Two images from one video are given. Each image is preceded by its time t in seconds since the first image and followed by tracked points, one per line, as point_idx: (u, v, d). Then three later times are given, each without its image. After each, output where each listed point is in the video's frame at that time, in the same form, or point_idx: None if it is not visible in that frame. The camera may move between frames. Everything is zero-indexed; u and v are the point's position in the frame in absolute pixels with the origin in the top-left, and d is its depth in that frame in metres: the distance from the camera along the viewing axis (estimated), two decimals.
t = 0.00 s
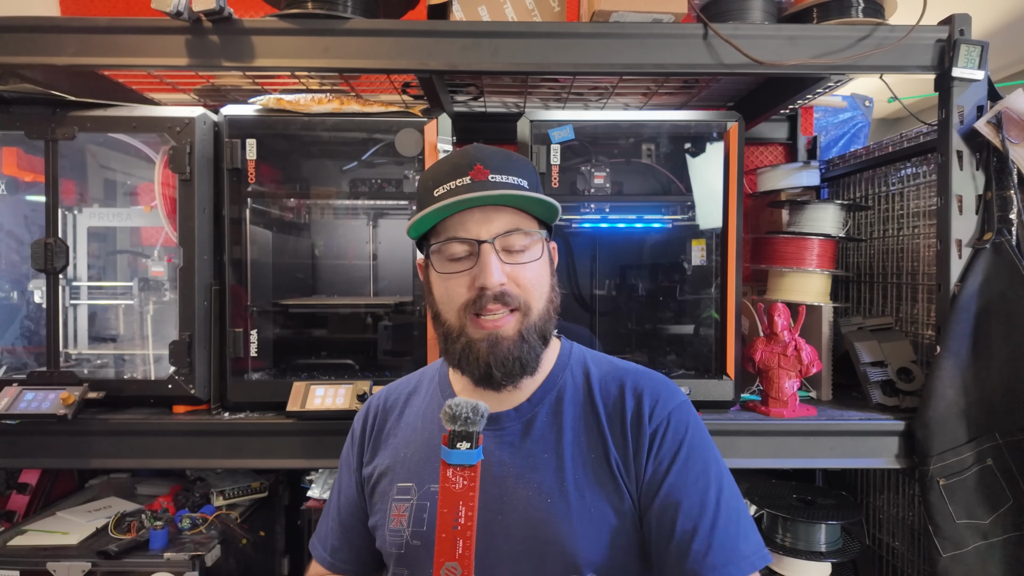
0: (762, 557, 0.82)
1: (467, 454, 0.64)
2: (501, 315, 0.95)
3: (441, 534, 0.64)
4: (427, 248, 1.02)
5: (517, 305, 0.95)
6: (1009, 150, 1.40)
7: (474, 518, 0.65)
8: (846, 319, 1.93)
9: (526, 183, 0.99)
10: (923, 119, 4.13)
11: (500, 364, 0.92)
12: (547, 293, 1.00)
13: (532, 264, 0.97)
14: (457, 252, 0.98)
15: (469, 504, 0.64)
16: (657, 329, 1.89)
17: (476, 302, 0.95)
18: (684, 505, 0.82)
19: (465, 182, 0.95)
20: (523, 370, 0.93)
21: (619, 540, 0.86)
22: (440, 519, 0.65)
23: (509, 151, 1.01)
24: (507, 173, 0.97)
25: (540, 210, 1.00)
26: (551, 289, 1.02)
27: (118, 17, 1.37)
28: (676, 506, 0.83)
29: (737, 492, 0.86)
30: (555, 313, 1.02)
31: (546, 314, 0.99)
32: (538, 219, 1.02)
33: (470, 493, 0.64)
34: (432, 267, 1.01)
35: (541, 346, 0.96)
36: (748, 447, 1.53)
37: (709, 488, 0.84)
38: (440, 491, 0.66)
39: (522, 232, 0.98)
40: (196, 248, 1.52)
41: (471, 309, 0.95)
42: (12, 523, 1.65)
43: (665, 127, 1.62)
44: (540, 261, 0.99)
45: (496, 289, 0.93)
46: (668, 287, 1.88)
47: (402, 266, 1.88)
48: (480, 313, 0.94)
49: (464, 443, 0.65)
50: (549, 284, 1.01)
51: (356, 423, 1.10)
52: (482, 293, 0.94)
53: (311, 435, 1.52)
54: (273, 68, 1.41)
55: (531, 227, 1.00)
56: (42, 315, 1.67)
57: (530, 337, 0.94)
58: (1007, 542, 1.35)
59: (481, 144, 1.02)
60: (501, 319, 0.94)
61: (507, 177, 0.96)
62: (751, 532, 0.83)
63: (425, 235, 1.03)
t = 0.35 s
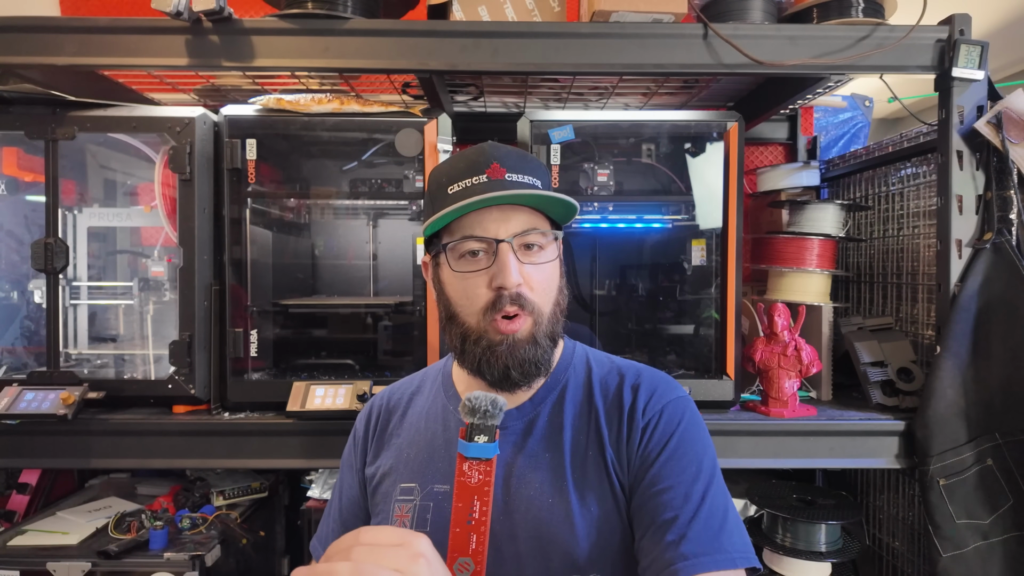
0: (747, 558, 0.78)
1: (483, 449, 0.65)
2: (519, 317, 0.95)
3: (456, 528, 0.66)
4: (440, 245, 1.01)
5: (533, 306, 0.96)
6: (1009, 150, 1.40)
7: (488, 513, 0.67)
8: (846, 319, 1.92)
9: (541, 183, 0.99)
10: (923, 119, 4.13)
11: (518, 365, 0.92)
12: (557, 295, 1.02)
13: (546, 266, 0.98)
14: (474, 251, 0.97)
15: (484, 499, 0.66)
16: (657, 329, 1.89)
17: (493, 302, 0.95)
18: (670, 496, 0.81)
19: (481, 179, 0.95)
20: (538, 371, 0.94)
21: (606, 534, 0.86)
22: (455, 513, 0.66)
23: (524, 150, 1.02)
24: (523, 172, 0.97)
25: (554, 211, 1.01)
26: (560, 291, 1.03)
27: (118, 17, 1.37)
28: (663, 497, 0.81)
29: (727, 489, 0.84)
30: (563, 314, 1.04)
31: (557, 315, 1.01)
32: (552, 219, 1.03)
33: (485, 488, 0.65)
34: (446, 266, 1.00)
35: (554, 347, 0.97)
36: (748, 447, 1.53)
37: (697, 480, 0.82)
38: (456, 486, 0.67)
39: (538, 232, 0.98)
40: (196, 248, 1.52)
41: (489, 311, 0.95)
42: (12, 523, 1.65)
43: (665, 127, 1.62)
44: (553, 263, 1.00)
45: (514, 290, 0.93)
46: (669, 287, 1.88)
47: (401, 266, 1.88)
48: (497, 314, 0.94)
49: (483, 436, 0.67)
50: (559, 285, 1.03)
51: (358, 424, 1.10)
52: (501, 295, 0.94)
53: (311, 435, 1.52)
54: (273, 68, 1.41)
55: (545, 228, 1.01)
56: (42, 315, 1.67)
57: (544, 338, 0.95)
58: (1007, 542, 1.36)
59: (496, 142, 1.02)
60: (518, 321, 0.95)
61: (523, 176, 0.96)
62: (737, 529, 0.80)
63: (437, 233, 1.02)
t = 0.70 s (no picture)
0: (692, 557, 0.76)
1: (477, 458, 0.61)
2: (516, 338, 0.94)
3: (454, 536, 0.61)
4: (427, 271, 1.00)
5: (528, 325, 0.95)
6: (1009, 150, 1.40)
7: (485, 520, 0.63)
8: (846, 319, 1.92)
9: (522, 195, 0.98)
10: (923, 119, 4.14)
11: (517, 386, 0.92)
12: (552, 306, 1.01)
13: (537, 281, 0.98)
14: (462, 275, 0.97)
15: (481, 506, 0.62)
16: (657, 329, 1.90)
17: (487, 325, 0.94)
18: (623, 490, 0.80)
19: (463, 200, 0.94)
20: (538, 388, 0.94)
21: (574, 528, 0.86)
22: (453, 520, 0.62)
23: (501, 161, 1.00)
24: (504, 186, 0.96)
25: (540, 222, 0.99)
26: (554, 301, 1.03)
27: (118, 17, 1.37)
28: (617, 491, 0.81)
29: (692, 486, 0.80)
30: (560, 321, 1.04)
31: (553, 326, 1.00)
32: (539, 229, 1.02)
33: (483, 495, 0.62)
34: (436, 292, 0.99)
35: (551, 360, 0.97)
36: (748, 447, 1.53)
37: (656, 475, 0.80)
38: (451, 493, 0.63)
39: (526, 248, 0.97)
40: (196, 248, 1.51)
41: (484, 334, 0.94)
42: (12, 523, 1.65)
43: (665, 127, 1.62)
44: (542, 277, 0.99)
45: (506, 311, 0.93)
46: (668, 287, 1.88)
47: (401, 266, 1.88)
48: (491, 337, 0.94)
49: (476, 444, 0.63)
50: (552, 296, 1.02)
51: (364, 430, 1.11)
52: (495, 317, 0.94)
53: (311, 435, 1.52)
54: (273, 68, 1.41)
55: (534, 241, 1.00)
56: (42, 315, 1.67)
57: (541, 354, 0.95)
58: (1006, 542, 1.36)
59: (472, 154, 1.00)
60: (516, 342, 0.94)
61: (504, 190, 0.96)
62: (689, 527, 0.77)
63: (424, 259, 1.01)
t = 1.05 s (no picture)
0: (698, 554, 0.76)
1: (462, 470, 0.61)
2: (517, 325, 0.94)
3: (443, 546, 0.64)
4: (432, 259, 1.00)
5: (530, 314, 0.95)
6: (1009, 150, 1.40)
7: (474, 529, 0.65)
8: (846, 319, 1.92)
9: (528, 187, 0.99)
10: (923, 119, 4.14)
11: (517, 373, 0.91)
12: (555, 298, 1.01)
13: (541, 271, 0.98)
14: (467, 262, 0.97)
15: (469, 517, 0.64)
16: (657, 329, 1.89)
17: (489, 312, 0.94)
18: (632, 487, 0.80)
19: (470, 189, 0.94)
20: (538, 377, 0.93)
21: (579, 526, 0.86)
22: (440, 531, 0.64)
23: (508, 155, 1.01)
24: (511, 178, 0.97)
25: (546, 215, 1.00)
26: (557, 294, 1.03)
27: (118, 17, 1.37)
28: (625, 487, 0.81)
29: (698, 485, 0.81)
30: (563, 317, 1.04)
31: (555, 318, 1.00)
32: (544, 223, 1.02)
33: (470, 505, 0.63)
34: (440, 280, 0.99)
35: (553, 352, 0.96)
36: (748, 447, 1.53)
37: (664, 473, 0.81)
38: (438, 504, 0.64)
39: (531, 238, 0.98)
40: (196, 248, 1.51)
41: (486, 321, 0.94)
42: (12, 523, 1.65)
43: (665, 127, 1.62)
44: (547, 268, 1.00)
45: (509, 299, 0.93)
46: (668, 287, 1.88)
47: (402, 266, 1.88)
48: (493, 324, 0.94)
49: (461, 456, 0.63)
50: (555, 288, 1.02)
51: (363, 430, 1.10)
52: (497, 304, 0.94)
53: (311, 435, 1.52)
54: (273, 68, 1.41)
55: (539, 233, 1.00)
56: (42, 316, 1.67)
57: (543, 345, 0.95)
58: (1006, 542, 1.36)
59: (480, 148, 1.01)
60: (517, 329, 0.94)
61: (511, 182, 0.96)
62: (696, 525, 0.78)
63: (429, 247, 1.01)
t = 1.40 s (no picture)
0: (705, 552, 0.77)
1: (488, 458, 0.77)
2: (522, 326, 0.94)
3: (466, 536, 0.79)
4: (440, 257, 1.00)
5: (534, 315, 0.95)
6: (1009, 150, 1.40)
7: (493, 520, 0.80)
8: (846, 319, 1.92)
9: (538, 190, 0.99)
10: (923, 119, 4.14)
11: (520, 374, 0.92)
12: (560, 300, 1.01)
13: (547, 273, 0.97)
14: (474, 262, 0.97)
15: (489, 506, 0.79)
16: (657, 329, 1.89)
17: (494, 312, 0.94)
18: (640, 486, 0.81)
19: (480, 190, 0.94)
20: (541, 378, 0.94)
21: (587, 525, 0.86)
22: (464, 522, 0.80)
23: (520, 157, 1.01)
24: (521, 180, 0.96)
25: (555, 218, 1.00)
26: (563, 296, 1.03)
27: (118, 17, 1.37)
28: (633, 487, 0.81)
29: (704, 485, 0.82)
30: (567, 318, 1.03)
31: (560, 320, 1.00)
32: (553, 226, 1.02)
33: (491, 495, 0.78)
34: (447, 278, 0.99)
35: (556, 354, 0.96)
36: (748, 447, 1.53)
37: (671, 473, 0.81)
38: (465, 494, 0.80)
39: (539, 241, 0.97)
40: (196, 248, 1.51)
41: (491, 321, 0.94)
42: (12, 523, 1.66)
43: (665, 127, 1.62)
44: (554, 269, 0.99)
45: (514, 300, 0.93)
46: (669, 287, 1.87)
47: (402, 266, 1.88)
48: (498, 324, 0.94)
49: (489, 445, 0.78)
50: (561, 291, 1.02)
51: (364, 429, 1.10)
52: (503, 304, 0.94)
53: (311, 435, 1.52)
54: (273, 68, 1.41)
55: (547, 235, 1.00)
56: (42, 315, 1.67)
57: (547, 346, 0.94)
58: (1006, 542, 1.36)
59: (492, 150, 1.01)
60: (522, 331, 0.94)
61: (521, 184, 0.96)
62: (703, 524, 0.78)
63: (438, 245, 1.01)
